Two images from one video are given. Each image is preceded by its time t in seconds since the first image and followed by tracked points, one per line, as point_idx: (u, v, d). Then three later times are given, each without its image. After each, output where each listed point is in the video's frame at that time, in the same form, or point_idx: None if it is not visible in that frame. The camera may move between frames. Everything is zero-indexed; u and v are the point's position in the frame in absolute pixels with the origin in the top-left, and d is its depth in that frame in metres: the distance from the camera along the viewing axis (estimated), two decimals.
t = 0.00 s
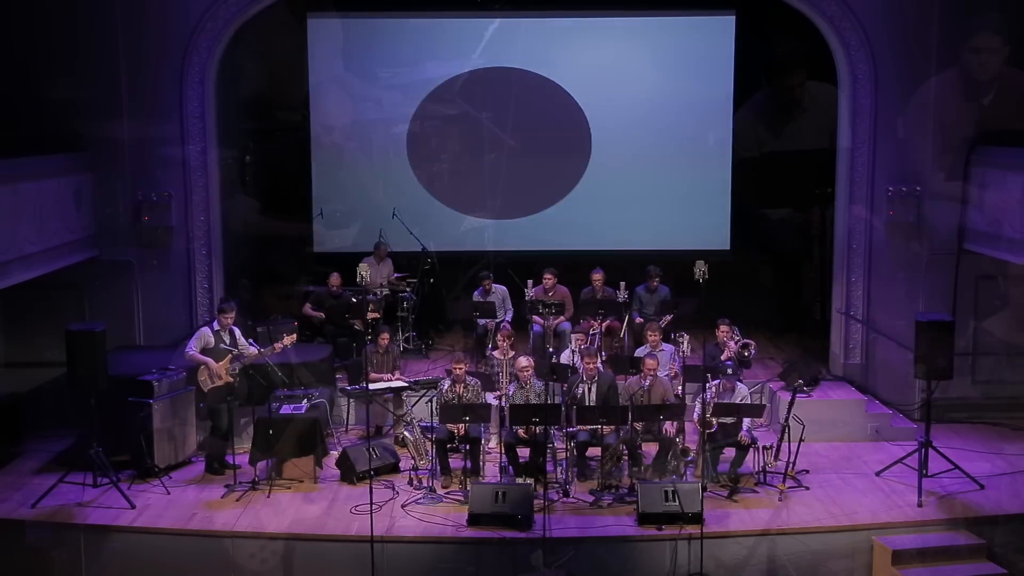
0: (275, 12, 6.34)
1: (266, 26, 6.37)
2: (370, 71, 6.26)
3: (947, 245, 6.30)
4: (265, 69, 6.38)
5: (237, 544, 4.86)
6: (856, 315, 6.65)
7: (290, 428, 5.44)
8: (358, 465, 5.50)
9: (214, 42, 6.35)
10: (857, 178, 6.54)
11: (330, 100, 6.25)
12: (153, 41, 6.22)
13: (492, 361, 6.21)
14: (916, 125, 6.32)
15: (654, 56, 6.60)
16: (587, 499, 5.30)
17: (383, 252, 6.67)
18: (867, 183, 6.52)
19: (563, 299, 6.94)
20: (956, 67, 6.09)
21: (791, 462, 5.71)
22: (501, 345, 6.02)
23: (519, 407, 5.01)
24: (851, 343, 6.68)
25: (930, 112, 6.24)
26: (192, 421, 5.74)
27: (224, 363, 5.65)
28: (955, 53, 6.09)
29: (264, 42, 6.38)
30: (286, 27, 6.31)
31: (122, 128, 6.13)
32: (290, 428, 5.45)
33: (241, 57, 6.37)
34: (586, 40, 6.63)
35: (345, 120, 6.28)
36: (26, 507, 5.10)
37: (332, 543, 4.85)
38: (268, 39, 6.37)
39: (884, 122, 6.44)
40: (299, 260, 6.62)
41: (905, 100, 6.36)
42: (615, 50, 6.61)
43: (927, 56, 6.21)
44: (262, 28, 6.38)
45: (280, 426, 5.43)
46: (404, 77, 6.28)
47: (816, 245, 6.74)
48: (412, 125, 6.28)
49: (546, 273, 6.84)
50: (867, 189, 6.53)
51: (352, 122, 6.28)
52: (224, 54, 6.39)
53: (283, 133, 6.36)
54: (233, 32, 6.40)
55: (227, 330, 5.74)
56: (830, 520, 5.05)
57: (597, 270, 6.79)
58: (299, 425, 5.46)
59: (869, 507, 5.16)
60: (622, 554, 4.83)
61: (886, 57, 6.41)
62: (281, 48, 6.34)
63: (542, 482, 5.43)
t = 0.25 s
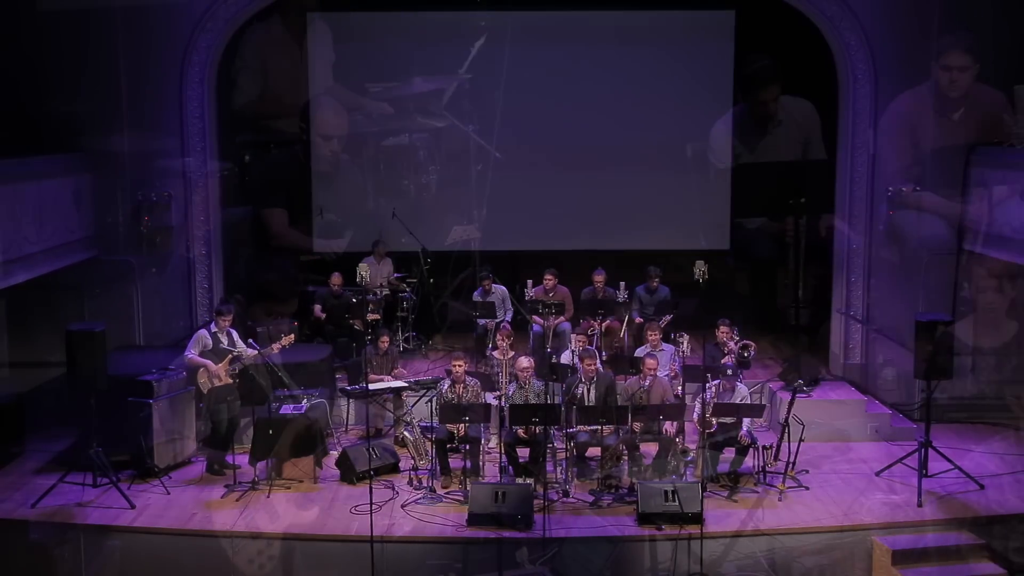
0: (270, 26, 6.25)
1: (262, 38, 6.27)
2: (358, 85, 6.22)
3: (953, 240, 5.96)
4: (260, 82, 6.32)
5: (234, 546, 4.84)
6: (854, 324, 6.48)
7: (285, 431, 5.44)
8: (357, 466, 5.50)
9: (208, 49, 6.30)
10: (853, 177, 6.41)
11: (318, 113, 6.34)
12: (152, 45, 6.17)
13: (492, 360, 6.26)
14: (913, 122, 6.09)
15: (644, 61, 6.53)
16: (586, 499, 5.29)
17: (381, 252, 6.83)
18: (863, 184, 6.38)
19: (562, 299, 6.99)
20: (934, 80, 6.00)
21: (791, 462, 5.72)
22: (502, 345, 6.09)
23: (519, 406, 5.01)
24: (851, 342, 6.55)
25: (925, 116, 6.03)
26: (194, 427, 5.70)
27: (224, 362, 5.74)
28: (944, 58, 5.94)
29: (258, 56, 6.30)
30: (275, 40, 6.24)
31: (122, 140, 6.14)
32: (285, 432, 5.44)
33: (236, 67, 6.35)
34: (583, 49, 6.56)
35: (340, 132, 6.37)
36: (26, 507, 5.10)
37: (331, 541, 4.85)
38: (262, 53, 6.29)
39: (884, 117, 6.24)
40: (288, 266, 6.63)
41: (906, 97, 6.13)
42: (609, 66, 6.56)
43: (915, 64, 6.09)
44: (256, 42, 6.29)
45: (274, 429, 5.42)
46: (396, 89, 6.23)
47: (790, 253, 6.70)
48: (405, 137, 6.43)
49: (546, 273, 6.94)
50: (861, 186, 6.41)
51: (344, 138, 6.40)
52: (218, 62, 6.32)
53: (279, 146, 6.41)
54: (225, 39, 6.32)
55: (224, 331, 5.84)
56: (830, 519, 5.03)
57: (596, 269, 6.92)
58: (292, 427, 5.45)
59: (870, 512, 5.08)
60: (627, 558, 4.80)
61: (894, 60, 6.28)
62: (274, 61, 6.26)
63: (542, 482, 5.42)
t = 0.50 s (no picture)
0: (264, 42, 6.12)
1: (256, 54, 6.15)
2: (352, 99, 6.05)
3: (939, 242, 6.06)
4: (255, 96, 6.25)
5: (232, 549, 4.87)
6: (847, 317, 6.50)
7: (284, 429, 5.60)
8: (358, 466, 5.55)
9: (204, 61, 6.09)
10: (853, 184, 6.31)
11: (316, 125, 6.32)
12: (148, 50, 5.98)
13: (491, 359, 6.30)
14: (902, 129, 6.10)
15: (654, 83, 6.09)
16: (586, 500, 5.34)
17: (381, 252, 6.41)
18: (862, 189, 6.28)
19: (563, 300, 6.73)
20: (906, 94, 6.08)
21: (790, 462, 5.77)
22: (502, 345, 6.18)
23: (518, 407, 5.05)
24: (850, 343, 6.52)
25: (911, 119, 6.07)
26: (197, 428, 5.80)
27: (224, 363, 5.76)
28: (924, 67, 5.96)
29: (254, 74, 6.19)
30: (267, 56, 6.16)
31: (122, 151, 6.02)
32: (284, 429, 5.60)
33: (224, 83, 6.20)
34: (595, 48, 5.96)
35: (338, 142, 6.33)
36: (26, 507, 5.22)
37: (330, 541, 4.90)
38: (256, 68, 6.18)
39: (881, 121, 6.17)
40: (284, 276, 6.45)
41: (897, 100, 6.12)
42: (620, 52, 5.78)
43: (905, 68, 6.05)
44: (249, 58, 6.15)
45: (274, 427, 5.58)
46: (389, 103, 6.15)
47: (767, 261, 6.50)
48: (393, 149, 6.32)
49: (546, 272, 6.67)
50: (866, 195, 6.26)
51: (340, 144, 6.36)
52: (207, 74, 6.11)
53: (274, 158, 6.29)
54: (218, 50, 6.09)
55: (224, 331, 5.85)
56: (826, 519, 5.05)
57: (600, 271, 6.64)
58: (290, 426, 5.62)
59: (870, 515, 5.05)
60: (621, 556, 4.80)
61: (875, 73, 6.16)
62: (269, 78, 6.20)
63: (542, 482, 5.48)
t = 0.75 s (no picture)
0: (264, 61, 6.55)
1: (256, 74, 6.57)
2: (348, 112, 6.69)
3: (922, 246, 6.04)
4: (255, 113, 6.66)
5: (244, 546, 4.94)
6: (851, 315, 6.72)
7: (280, 428, 5.68)
8: (358, 467, 5.75)
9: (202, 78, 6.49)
10: (853, 184, 6.47)
11: (318, 138, 6.28)
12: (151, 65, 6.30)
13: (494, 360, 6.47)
14: (876, 135, 6.34)
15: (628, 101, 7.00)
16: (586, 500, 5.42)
17: (382, 253, 7.19)
18: (861, 188, 6.45)
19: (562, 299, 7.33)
20: (885, 106, 6.29)
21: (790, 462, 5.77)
22: (501, 346, 6.40)
23: (518, 406, 5.16)
24: (850, 341, 6.80)
25: (887, 133, 6.27)
26: (201, 431, 6.01)
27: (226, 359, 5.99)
28: (897, 80, 6.16)
29: (253, 91, 6.62)
30: (267, 75, 6.61)
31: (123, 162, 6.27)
32: (281, 428, 5.68)
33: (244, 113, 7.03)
34: (570, 69, 6.92)
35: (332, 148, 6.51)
36: (26, 507, 5.27)
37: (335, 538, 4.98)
38: (258, 87, 6.62)
39: (855, 130, 6.43)
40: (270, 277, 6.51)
41: (874, 109, 6.42)
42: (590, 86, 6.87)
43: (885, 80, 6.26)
44: (251, 78, 6.58)
45: (269, 427, 5.66)
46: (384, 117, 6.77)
47: (748, 269, 6.71)
48: (389, 161, 7.14)
49: (547, 272, 7.31)
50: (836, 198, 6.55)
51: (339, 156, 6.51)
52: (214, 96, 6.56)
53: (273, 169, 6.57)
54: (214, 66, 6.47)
55: (219, 330, 6.04)
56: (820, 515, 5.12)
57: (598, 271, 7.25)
58: (284, 425, 5.68)
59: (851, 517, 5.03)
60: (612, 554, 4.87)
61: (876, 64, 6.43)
62: (267, 94, 6.64)
63: (542, 483, 5.58)
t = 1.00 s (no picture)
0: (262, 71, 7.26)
1: (255, 82, 7.25)
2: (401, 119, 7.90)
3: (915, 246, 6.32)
4: (254, 120, 7.29)
5: (244, 548, 4.99)
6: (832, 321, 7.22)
7: (277, 434, 5.74)
8: (359, 467, 5.73)
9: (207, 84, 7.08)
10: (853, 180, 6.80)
11: (314, 148, 6.83)
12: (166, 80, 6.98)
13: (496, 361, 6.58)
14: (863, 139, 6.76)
15: (625, 97, 7.64)
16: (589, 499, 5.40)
17: (381, 253, 7.96)
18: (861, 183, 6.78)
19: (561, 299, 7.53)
20: (869, 114, 6.78)
21: (790, 461, 5.74)
22: (501, 346, 6.56)
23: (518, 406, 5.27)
24: (850, 341, 7.18)
25: (871, 138, 6.73)
26: (202, 433, 6.10)
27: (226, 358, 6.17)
28: (880, 88, 6.66)
29: (253, 99, 7.28)
30: (265, 85, 7.30)
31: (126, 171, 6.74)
32: (277, 434, 5.74)
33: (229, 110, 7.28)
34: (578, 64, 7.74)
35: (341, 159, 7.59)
36: (26, 507, 5.27)
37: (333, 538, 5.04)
38: (255, 95, 7.28)
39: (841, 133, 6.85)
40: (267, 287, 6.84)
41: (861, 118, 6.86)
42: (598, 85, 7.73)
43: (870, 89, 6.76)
44: (249, 87, 7.25)
45: (266, 432, 5.73)
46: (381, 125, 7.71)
47: (735, 274, 6.63)
48: (384, 169, 7.91)
49: (546, 273, 7.57)
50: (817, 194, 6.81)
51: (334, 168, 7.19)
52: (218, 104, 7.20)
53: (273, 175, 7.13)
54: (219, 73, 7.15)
55: (217, 331, 6.26)
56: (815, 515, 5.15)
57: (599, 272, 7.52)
58: (280, 430, 5.76)
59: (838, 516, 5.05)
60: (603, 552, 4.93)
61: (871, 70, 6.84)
62: (266, 102, 7.30)
63: (541, 481, 5.56)
